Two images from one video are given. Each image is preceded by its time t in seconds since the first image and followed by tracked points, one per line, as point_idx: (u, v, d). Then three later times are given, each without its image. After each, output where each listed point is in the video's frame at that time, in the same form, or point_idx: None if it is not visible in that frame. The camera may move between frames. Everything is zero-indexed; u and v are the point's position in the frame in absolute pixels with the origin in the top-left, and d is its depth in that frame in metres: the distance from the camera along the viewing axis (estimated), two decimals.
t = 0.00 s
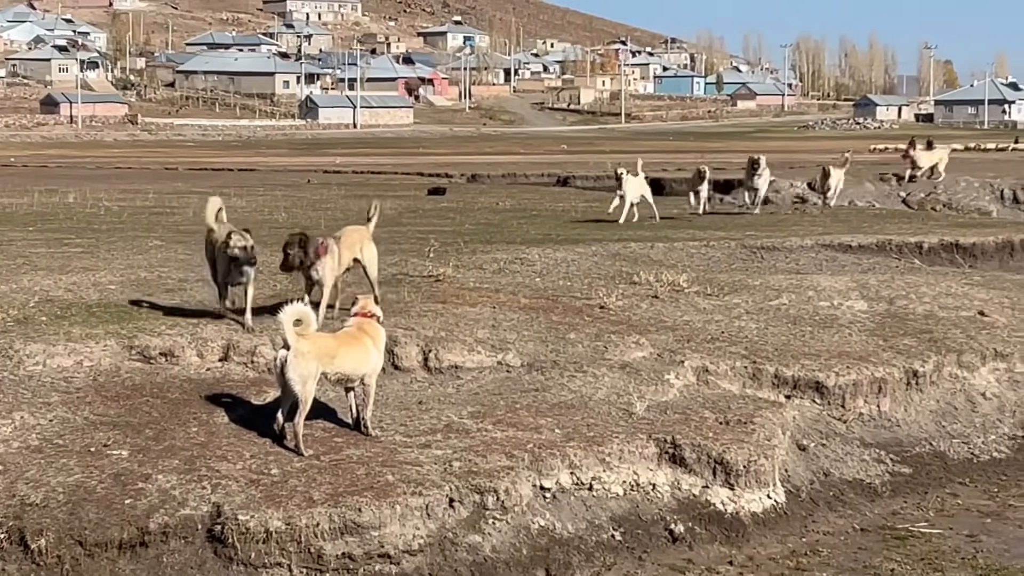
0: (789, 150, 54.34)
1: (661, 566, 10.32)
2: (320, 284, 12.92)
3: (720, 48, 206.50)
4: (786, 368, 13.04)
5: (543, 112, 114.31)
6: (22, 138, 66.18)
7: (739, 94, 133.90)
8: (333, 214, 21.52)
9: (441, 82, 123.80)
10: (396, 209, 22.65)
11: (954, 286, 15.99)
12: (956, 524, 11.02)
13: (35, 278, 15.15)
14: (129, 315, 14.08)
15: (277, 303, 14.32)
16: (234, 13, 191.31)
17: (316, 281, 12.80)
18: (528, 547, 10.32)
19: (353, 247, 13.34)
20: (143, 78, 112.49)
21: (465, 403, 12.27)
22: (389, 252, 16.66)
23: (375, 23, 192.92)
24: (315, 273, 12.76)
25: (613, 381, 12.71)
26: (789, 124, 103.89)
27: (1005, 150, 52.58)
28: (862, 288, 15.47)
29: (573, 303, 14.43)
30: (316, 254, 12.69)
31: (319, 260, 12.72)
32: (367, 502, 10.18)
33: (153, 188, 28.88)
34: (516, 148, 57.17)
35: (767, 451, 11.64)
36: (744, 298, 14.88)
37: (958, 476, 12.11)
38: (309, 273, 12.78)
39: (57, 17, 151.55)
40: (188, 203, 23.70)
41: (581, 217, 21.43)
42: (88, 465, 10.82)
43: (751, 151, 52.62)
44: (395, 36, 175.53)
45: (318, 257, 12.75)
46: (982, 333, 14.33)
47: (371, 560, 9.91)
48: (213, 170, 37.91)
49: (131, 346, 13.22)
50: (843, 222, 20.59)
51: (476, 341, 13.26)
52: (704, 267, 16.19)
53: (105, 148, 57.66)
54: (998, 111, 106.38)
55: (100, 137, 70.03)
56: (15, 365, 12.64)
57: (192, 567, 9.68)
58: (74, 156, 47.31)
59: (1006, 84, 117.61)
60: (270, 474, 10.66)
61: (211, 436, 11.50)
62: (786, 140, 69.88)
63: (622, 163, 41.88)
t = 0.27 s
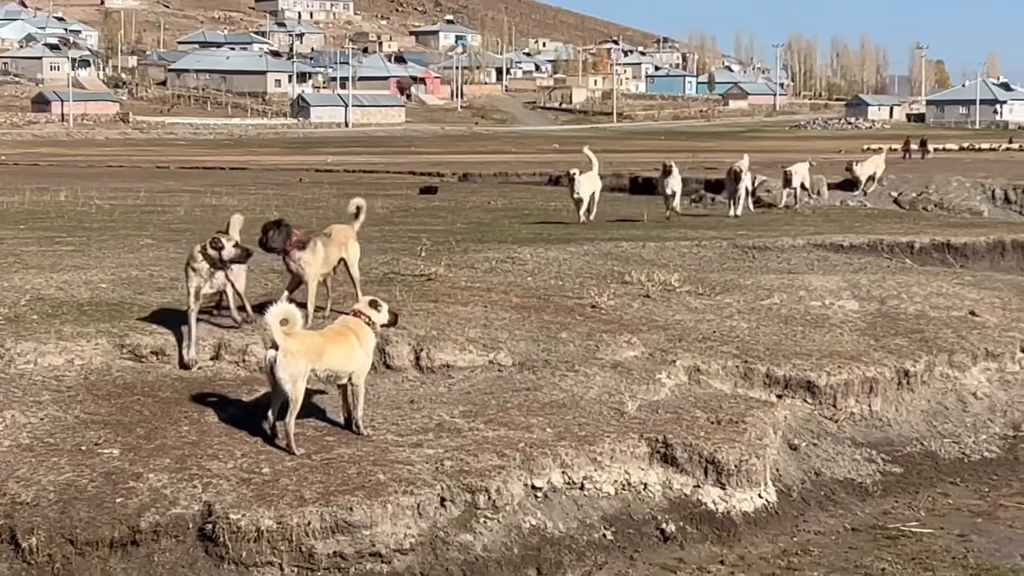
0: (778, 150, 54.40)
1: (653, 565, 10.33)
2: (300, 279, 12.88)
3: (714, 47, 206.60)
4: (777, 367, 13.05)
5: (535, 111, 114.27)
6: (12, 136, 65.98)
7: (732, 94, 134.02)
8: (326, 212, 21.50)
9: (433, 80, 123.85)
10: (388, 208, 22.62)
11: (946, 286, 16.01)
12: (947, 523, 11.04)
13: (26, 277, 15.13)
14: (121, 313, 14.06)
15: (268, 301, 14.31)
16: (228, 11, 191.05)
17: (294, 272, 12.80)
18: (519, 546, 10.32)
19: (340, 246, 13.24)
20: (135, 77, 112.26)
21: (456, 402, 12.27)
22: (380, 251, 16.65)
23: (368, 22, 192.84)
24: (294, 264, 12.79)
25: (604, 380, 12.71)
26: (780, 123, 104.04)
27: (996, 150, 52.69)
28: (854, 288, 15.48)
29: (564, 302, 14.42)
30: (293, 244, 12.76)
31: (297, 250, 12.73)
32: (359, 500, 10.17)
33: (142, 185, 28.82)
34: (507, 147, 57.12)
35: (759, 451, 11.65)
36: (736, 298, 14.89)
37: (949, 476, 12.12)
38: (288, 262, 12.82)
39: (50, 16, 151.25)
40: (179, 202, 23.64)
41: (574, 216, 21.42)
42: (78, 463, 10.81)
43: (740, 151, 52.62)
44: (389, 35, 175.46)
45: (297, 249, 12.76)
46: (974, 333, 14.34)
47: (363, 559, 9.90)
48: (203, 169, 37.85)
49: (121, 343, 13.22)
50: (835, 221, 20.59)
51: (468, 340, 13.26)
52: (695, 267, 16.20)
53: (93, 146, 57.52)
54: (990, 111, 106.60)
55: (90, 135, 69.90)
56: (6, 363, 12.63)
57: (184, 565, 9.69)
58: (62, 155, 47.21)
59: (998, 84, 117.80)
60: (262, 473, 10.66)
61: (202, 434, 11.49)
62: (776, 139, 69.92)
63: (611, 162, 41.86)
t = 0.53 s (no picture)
0: (772, 151, 54.44)
1: (646, 566, 10.32)
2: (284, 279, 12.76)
3: (709, 48, 206.71)
4: (771, 368, 13.06)
5: (529, 112, 114.40)
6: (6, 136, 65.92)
7: (727, 95, 134.18)
8: (320, 212, 21.49)
9: (427, 81, 124.19)
10: (383, 209, 22.63)
11: (940, 287, 16.03)
12: (941, 525, 11.05)
13: (20, 277, 15.12)
14: (114, 314, 14.05)
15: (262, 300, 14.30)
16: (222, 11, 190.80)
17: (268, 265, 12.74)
18: (513, 547, 10.32)
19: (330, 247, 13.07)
20: (128, 77, 112.09)
21: (450, 403, 12.26)
22: (375, 251, 16.64)
23: (364, 22, 192.75)
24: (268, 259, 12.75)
25: (598, 381, 12.71)
26: (774, 124, 104.31)
27: (989, 152, 52.85)
28: (847, 289, 15.50)
29: (558, 303, 14.43)
30: (264, 235, 12.78)
31: (268, 243, 12.71)
32: (353, 501, 10.16)
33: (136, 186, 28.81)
34: (501, 148, 57.19)
35: (753, 451, 11.65)
36: (729, 299, 14.90)
37: (943, 477, 12.12)
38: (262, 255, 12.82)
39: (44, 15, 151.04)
40: (174, 202, 23.64)
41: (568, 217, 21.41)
42: (72, 464, 10.82)
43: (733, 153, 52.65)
44: (384, 35, 175.36)
45: (268, 242, 12.74)
46: (967, 335, 14.36)
47: (357, 559, 9.90)
48: (196, 169, 37.81)
49: (111, 345, 13.22)
50: (830, 223, 20.62)
51: (462, 341, 13.26)
52: (689, 268, 16.22)
53: (86, 145, 57.40)
54: (984, 113, 106.99)
55: (83, 135, 69.81)
56: None
57: (177, 565, 9.68)
58: (55, 155, 47.16)
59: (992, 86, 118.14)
60: (256, 473, 10.65)
61: (196, 434, 11.48)
62: (770, 140, 70.15)
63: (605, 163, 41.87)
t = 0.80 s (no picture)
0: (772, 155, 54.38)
1: (646, 570, 10.31)
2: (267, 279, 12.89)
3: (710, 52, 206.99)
4: (771, 372, 13.05)
5: (529, 115, 114.45)
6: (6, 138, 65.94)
7: (728, 99, 134.26)
8: (320, 215, 21.47)
9: (428, 84, 124.47)
10: (383, 211, 22.61)
11: (940, 291, 16.03)
12: (941, 529, 11.04)
13: (20, 278, 15.12)
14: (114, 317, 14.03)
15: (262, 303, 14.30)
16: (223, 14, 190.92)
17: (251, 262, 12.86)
18: (513, 550, 10.30)
19: (318, 246, 12.98)
20: (129, 79, 112.04)
21: (450, 406, 12.25)
22: (374, 254, 16.62)
23: (364, 26, 192.92)
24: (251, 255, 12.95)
25: (598, 385, 12.71)
26: (774, 128, 104.46)
27: (990, 155, 52.89)
28: (848, 293, 15.50)
29: (558, 306, 14.42)
30: (246, 233, 12.95)
31: (250, 241, 12.87)
32: (352, 504, 10.15)
33: (137, 189, 28.82)
34: (501, 150, 57.23)
35: (752, 455, 11.65)
36: (730, 302, 14.90)
37: (942, 482, 12.13)
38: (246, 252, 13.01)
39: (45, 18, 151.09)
40: (174, 205, 23.62)
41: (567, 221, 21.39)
42: (72, 466, 10.82)
43: (733, 155, 52.66)
44: (385, 39, 175.50)
45: (250, 240, 12.91)
46: (968, 339, 14.36)
47: (357, 562, 9.89)
48: (196, 172, 37.79)
49: (108, 347, 13.22)
50: (830, 226, 20.62)
51: (462, 344, 13.24)
52: (689, 271, 16.21)
53: (86, 148, 57.33)
54: (984, 117, 107.18)
55: (84, 138, 69.82)
56: None
57: (176, 568, 9.65)
58: (55, 157, 47.14)
59: (993, 90, 118.33)
60: (255, 476, 10.65)
61: (196, 438, 11.47)
62: (771, 144, 70.33)
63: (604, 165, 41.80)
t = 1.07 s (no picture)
0: (783, 163, 54.35)
1: None
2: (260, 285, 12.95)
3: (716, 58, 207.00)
4: (781, 380, 13.04)
5: (539, 122, 114.33)
6: (16, 145, 66.02)
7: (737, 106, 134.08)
8: (329, 223, 21.47)
9: (438, 92, 124.47)
10: (392, 219, 22.61)
11: (949, 299, 16.02)
12: (950, 537, 11.03)
13: (30, 285, 15.13)
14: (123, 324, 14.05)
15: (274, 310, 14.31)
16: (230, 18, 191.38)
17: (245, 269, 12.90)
18: (522, 558, 10.31)
19: (312, 253, 12.99)
20: (140, 86, 112.16)
21: (460, 413, 12.26)
22: (384, 262, 16.65)
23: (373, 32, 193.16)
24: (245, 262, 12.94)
25: (607, 393, 12.71)
26: (784, 136, 104.33)
27: (1001, 164, 52.75)
28: (857, 301, 15.48)
29: (568, 313, 14.41)
30: (238, 238, 12.88)
31: (243, 246, 12.83)
32: (362, 511, 10.15)
33: (147, 195, 28.85)
34: (511, 158, 57.24)
35: (762, 463, 11.63)
36: (739, 310, 14.89)
37: (952, 490, 12.11)
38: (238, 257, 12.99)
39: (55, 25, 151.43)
40: (183, 211, 23.63)
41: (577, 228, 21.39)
42: (81, 473, 10.82)
43: (744, 163, 52.63)
44: (393, 45, 175.61)
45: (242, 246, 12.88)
46: (977, 347, 14.35)
47: (366, 570, 9.89)
48: (206, 179, 37.82)
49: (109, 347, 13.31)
50: (839, 234, 20.60)
51: (472, 351, 13.23)
52: (698, 279, 16.21)
53: (98, 156, 57.41)
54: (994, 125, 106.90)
55: (95, 145, 69.98)
56: (9, 373, 12.63)
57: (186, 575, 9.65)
58: (66, 164, 47.20)
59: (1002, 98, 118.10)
60: (264, 483, 10.65)
61: (205, 445, 11.48)
62: (782, 152, 70.12)
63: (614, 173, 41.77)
